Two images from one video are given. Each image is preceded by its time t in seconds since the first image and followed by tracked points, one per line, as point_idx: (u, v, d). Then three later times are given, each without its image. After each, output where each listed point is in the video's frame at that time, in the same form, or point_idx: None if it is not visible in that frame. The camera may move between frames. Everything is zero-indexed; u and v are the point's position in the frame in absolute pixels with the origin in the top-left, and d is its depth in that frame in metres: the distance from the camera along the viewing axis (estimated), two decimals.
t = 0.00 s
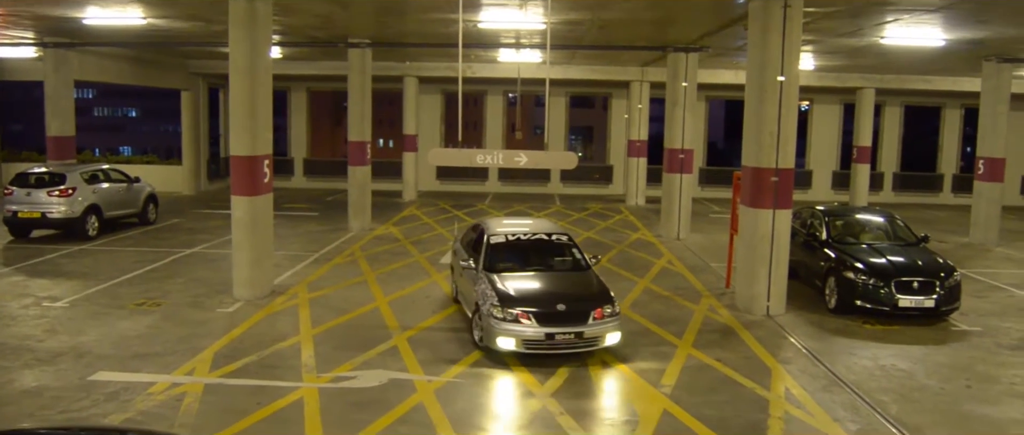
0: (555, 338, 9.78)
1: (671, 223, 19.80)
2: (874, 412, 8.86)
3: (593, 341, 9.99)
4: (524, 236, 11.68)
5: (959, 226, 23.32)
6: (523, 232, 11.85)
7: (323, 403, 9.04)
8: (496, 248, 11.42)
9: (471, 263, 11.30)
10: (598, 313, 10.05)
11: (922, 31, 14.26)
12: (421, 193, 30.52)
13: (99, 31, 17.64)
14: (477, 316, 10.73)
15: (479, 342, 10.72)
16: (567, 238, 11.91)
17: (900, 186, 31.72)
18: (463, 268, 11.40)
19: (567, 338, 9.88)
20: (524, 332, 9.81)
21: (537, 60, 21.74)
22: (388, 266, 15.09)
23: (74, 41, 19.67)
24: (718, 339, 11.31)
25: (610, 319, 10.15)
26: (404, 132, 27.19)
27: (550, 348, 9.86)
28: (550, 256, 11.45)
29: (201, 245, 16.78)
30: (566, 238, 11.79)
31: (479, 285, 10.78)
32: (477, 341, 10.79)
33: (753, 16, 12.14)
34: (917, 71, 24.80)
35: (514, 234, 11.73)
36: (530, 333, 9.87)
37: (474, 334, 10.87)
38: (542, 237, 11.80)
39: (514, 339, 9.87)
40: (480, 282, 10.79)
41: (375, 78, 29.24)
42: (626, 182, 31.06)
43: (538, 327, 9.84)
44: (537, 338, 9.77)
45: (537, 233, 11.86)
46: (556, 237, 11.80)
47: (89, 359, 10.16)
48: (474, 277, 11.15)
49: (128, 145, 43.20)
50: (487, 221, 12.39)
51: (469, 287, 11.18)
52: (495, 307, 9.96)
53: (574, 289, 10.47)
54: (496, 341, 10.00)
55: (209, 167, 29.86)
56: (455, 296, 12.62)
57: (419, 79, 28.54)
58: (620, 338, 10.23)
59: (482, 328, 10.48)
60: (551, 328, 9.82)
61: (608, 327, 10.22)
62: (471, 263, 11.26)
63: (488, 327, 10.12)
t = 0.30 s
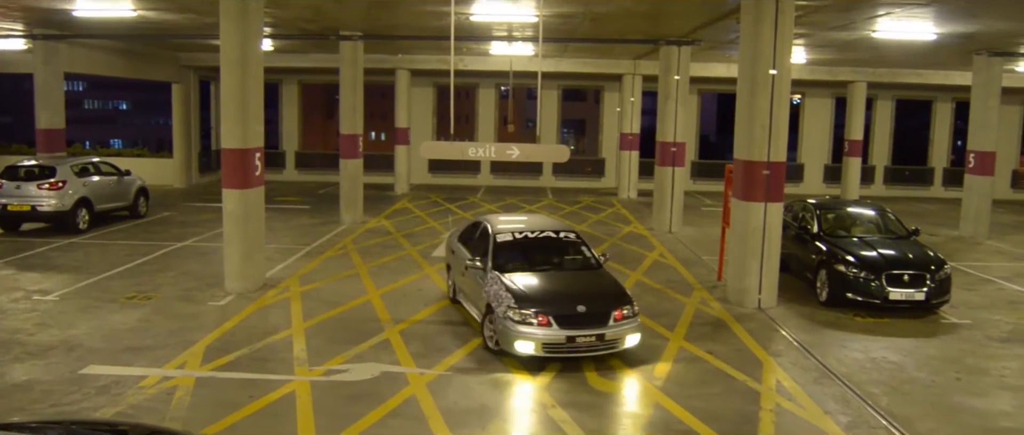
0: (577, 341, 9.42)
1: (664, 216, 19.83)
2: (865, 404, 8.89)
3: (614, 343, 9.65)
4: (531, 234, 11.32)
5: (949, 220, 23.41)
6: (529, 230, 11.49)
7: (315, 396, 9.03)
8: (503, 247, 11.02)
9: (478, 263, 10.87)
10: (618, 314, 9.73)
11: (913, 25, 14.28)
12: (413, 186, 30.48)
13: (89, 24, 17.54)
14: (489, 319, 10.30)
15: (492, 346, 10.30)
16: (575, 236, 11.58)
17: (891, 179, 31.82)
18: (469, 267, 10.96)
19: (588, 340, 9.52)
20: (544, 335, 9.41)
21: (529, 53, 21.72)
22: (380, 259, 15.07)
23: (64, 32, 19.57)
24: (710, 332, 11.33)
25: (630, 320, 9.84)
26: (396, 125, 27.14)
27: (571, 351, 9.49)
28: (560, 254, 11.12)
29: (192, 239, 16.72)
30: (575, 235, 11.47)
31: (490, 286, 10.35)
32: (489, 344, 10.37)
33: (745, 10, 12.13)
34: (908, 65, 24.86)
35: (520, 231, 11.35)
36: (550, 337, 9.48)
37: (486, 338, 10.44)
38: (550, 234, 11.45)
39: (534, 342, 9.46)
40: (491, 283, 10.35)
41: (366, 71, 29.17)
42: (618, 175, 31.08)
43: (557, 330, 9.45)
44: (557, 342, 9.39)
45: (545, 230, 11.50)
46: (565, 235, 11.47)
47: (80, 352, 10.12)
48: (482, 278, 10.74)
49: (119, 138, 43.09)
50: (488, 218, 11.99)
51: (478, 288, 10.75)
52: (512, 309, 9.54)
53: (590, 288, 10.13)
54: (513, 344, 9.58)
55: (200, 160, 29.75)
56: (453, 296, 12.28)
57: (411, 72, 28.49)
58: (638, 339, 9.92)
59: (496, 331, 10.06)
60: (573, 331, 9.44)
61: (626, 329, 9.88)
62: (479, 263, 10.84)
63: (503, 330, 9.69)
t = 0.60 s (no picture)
0: (602, 343, 9.10)
1: (654, 208, 19.86)
2: (854, 396, 8.93)
3: (638, 344, 9.35)
4: (539, 231, 10.89)
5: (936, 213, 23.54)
6: (536, 227, 11.08)
7: (305, 388, 9.03)
8: (512, 246, 10.57)
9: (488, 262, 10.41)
10: (641, 314, 9.44)
11: (903, 18, 14.32)
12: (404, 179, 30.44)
13: (77, 15, 17.41)
14: (506, 321, 9.89)
15: (509, 350, 9.89)
16: (584, 233, 11.21)
17: (880, 173, 31.95)
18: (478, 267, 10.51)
19: (613, 342, 9.20)
20: (569, 337, 9.06)
21: (520, 45, 21.69)
22: (370, 251, 15.05)
23: (52, 23, 19.44)
24: (700, 324, 11.36)
25: (652, 320, 9.55)
26: (386, 118, 27.09)
27: (596, 354, 9.17)
28: (571, 252, 10.75)
29: (182, 231, 16.65)
30: (584, 232, 11.12)
31: (504, 287, 9.92)
32: (505, 348, 9.95)
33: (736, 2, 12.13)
34: (897, 59, 24.96)
35: (529, 229, 10.93)
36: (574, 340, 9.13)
37: (502, 341, 10.03)
38: (559, 231, 11.06)
39: (558, 346, 9.11)
40: (505, 284, 9.93)
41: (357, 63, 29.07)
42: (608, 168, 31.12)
43: (582, 333, 9.11)
44: (583, 345, 9.05)
45: (554, 227, 11.11)
46: (574, 232, 11.10)
47: (68, 345, 10.09)
48: (493, 278, 10.30)
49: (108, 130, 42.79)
50: (490, 214, 11.52)
51: (490, 289, 10.31)
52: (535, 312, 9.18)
53: (610, 287, 9.82)
54: (535, 348, 9.21)
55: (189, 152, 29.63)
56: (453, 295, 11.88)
57: (401, 64, 28.43)
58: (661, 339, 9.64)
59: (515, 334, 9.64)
60: (598, 333, 9.11)
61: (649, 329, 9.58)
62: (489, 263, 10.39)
63: (524, 334, 9.30)
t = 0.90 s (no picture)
0: (632, 344, 8.88)
1: (642, 200, 19.88)
2: (841, 387, 8.98)
3: (666, 344, 9.16)
4: (552, 229, 10.57)
5: (922, 205, 23.67)
6: (546, 224, 10.73)
7: (293, 381, 9.01)
8: (525, 244, 10.22)
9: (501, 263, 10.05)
10: (668, 313, 9.25)
11: (891, 12, 14.38)
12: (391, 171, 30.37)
13: (63, 5, 17.28)
14: (527, 324, 9.58)
15: (531, 354, 9.59)
16: (594, 229, 10.94)
17: (867, 166, 32.09)
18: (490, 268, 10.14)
19: (642, 343, 8.98)
20: (599, 340, 8.81)
21: (508, 37, 21.65)
22: (358, 244, 15.02)
23: (36, 14, 19.27)
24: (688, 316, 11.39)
25: (678, 319, 9.37)
26: (374, 109, 27.03)
27: (625, 355, 8.94)
28: (585, 251, 10.45)
29: (169, 224, 16.56)
30: (596, 229, 10.84)
31: (523, 289, 9.59)
32: (526, 352, 9.64)
33: None
34: (884, 52, 25.05)
35: (540, 227, 10.58)
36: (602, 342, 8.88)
37: (523, 345, 9.71)
38: (571, 229, 10.75)
39: (587, 349, 8.85)
40: (524, 286, 9.60)
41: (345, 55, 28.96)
42: (596, 161, 31.14)
43: (612, 335, 8.87)
44: (613, 347, 8.82)
45: (565, 224, 10.78)
46: (585, 229, 10.80)
47: (54, 338, 10.03)
48: (508, 280, 9.94)
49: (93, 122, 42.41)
50: (494, 210, 11.14)
51: (503, 291, 9.95)
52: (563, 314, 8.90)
53: (632, 287, 9.59)
54: (563, 352, 8.93)
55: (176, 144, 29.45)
56: (454, 295, 11.49)
57: (390, 56, 28.35)
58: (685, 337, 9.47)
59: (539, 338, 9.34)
60: (627, 334, 8.89)
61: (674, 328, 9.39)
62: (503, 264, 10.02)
63: (551, 338, 9.00)
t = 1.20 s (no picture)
0: (665, 345, 8.70)
1: (627, 193, 19.91)
2: (825, 379, 9.03)
3: (695, 343, 9.02)
4: (564, 227, 10.28)
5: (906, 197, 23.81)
6: (556, 222, 10.43)
7: (279, 374, 8.98)
8: (540, 243, 9.89)
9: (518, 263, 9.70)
10: (695, 312, 9.12)
11: (875, 5, 14.42)
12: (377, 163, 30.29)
13: None
14: (550, 327, 9.24)
15: (554, 357, 9.25)
16: (604, 227, 10.71)
17: (852, 158, 32.25)
18: (505, 268, 9.78)
19: (673, 344, 8.81)
20: (633, 342, 8.57)
21: (494, 29, 21.61)
22: (344, 236, 14.99)
23: (18, 5, 19.08)
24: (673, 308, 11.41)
25: (703, 318, 9.25)
26: (359, 101, 26.97)
27: (657, 357, 8.74)
28: (599, 250, 10.20)
29: (153, 216, 16.45)
30: (606, 227, 10.62)
31: (545, 291, 9.24)
32: (549, 356, 9.31)
33: None
34: (868, 45, 25.17)
35: (552, 225, 10.27)
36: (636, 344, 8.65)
37: (544, 348, 9.37)
38: (582, 226, 10.48)
39: (620, 352, 8.59)
40: (546, 287, 9.26)
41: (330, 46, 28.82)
42: (583, 153, 31.16)
43: (645, 336, 8.65)
44: (647, 348, 8.61)
45: (576, 221, 10.50)
46: (595, 226, 10.56)
47: (37, 332, 9.95)
48: (526, 281, 9.56)
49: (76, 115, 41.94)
50: (499, 208, 10.79)
51: (521, 292, 9.59)
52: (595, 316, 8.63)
53: (655, 287, 9.39)
54: (594, 355, 8.65)
55: (160, 137, 29.28)
56: (455, 295, 11.13)
57: (375, 48, 28.25)
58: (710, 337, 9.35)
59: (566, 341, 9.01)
60: (660, 335, 8.70)
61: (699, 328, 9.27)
62: (521, 265, 9.65)
63: (582, 340, 8.68)
